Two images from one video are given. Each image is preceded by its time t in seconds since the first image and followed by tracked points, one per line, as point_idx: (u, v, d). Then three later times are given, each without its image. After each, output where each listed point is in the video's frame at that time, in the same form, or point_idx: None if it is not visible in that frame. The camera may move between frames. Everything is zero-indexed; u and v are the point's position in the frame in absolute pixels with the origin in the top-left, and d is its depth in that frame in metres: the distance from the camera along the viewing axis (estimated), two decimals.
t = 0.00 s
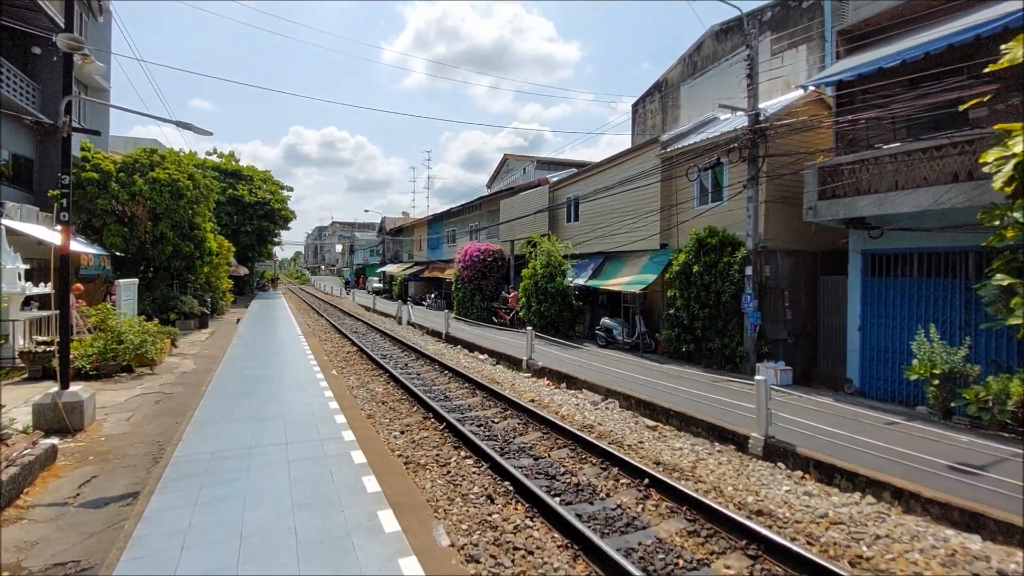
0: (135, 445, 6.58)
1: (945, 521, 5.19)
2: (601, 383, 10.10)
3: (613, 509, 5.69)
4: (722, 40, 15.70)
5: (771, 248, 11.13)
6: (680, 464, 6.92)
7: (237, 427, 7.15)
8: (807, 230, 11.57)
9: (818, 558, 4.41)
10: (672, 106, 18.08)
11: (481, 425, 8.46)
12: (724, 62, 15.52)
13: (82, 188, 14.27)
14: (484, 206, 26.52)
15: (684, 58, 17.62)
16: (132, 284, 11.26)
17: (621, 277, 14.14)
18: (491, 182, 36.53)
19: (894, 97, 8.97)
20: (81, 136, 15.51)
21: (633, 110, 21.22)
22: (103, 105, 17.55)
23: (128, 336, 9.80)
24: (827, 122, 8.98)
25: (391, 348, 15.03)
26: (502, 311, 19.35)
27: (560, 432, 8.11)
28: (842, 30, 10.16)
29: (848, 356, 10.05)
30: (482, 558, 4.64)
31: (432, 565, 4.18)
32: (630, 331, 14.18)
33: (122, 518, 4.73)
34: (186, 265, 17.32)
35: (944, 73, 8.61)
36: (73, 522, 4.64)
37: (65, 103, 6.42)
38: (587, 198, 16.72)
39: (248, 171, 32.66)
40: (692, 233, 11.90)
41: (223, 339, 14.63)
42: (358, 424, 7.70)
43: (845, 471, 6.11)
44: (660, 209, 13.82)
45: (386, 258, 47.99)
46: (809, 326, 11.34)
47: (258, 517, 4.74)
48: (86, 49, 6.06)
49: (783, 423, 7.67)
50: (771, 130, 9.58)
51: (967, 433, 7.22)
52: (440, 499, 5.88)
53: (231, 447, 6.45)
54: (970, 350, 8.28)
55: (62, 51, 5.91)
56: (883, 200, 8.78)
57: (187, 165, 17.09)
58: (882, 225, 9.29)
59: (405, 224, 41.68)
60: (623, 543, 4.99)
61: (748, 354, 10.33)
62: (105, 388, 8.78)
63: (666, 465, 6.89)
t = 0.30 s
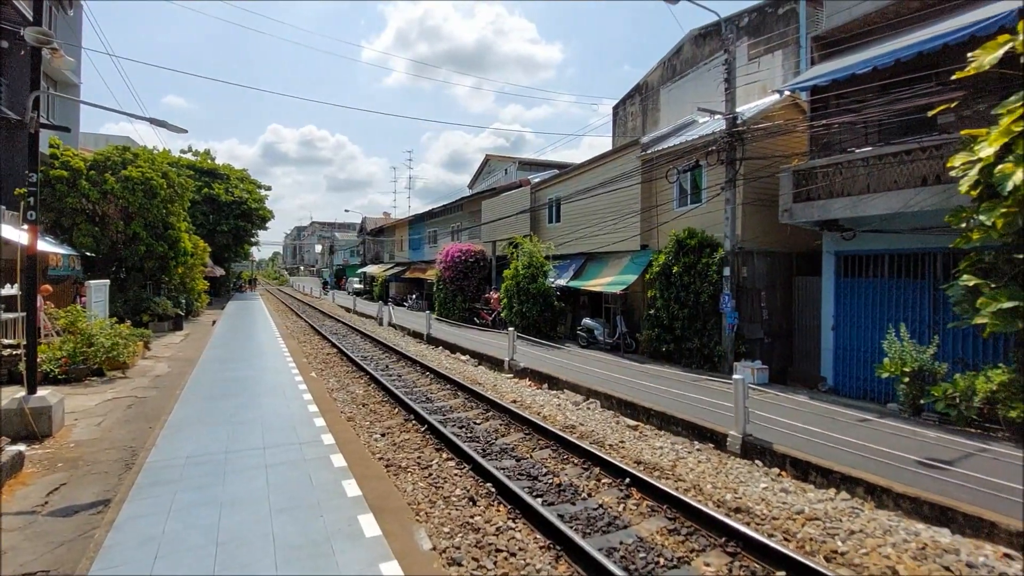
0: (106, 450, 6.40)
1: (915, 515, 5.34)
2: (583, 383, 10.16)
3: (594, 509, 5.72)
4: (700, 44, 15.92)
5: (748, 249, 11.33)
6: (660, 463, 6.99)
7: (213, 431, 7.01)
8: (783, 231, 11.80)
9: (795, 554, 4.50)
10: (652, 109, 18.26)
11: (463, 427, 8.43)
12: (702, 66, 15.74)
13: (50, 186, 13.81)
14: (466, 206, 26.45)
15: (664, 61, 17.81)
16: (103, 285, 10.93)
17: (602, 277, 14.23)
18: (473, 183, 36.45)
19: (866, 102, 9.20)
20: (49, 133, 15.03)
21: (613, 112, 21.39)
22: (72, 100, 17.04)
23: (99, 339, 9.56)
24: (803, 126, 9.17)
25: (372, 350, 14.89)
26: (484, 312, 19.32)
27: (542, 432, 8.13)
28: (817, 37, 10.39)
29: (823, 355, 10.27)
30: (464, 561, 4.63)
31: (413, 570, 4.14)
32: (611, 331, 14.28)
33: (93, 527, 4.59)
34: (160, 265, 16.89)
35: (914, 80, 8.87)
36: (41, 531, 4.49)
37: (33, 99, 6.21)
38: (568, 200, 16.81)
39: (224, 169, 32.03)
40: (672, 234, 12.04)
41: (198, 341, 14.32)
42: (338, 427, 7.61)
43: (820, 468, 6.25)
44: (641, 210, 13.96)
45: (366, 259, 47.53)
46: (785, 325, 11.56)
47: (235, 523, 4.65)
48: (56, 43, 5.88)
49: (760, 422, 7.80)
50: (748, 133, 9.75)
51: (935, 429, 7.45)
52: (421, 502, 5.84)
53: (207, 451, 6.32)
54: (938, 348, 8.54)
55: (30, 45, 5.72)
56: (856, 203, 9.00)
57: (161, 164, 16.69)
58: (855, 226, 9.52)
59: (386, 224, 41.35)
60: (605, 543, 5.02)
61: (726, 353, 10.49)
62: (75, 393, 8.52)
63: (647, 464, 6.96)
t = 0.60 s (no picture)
0: (76, 456, 6.21)
1: (888, 509, 5.49)
2: (565, 382, 10.20)
3: (577, 508, 5.75)
4: (680, 47, 16.12)
5: (727, 250, 11.50)
6: (642, 461, 7.06)
7: (189, 435, 6.86)
8: (760, 232, 12.01)
9: (772, 549, 4.59)
10: (633, 110, 18.42)
11: (445, 428, 8.40)
12: (682, 68, 15.92)
13: (17, 183, 13.34)
14: (448, 206, 26.34)
15: (644, 63, 17.98)
16: (74, 286, 10.60)
17: (584, 277, 14.30)
18: (455, 182, 36.30)
19: (840, 106, 9.41)
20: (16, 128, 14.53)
21: (594, 113, 21.51)
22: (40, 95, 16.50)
23: (68, 341, 9.26)
24: (779, 128, 9.34)
25: (353, 351, 14.73)
26: (466, 312, 19.25)
27: (525, 432, 8.14)
28: (793, 41, 10.61)
29: (799, 353, 10.48)
30: (447, 563, 4.61)
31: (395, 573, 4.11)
32: (593, 331, 14.36)
33: (63, 535, 4.46)
34: (133, 265, 16.45)
35: (885, 84, 9.11)
36: (7, 541, 4.34)
37: None
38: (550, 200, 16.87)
39: (200, 167, 31.32)
40: (652, 234, 12.16)
41: (173, 343, 13.99)
42: (318, 430, 7.50)
43: (796, 464, 6.38)
44: (622, 210, 14.07)
45: (347, 259, 47.00)
46: (763, 324, 11.77)
47: (212, 529, 4.55)
48: (24, 36, 5.68)
49: (739, 419, 7.93)
50: (727, 135, 9.90)
51: (907, 424, 7.65)
52: (403, 505, 5.79)
53: (183, 456, 6.18)
54: (908, 346, 8.79)
55: None
56: (829, 204, 9.20)
57: (134, 161, 16.25)
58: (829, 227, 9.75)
59: (367, 224, 40.95)
60: (588, 542, 5.05)
61: (706, 352, 10.63)
62: (44, 397, 8.25)
63: (628, 463, 7.02)
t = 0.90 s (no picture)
0: (37, 464, 5.97)
1: (856, 501, 5.67)
2: (543, 382, 10.23)
3: (555, 507, 5.77)
4: (655, 50, 16.33)
5: (701, 250, 11.70)
6: (619, 459, 7.13)
7: (158, 440, 6.65)
8: (733, 233, 12.26)
9: (746, 543, 4.69)
10: (610, 112, 18.59)
11: (423, 429, 8.34)
12: (657, 72, 16.13)
13: None
14: (425, 206, 26.16)
15: (620, 66, 18.16)
16: (34, 287, 10.18)
17: (562, 277, 14.38)
18: (432, 182, 36.08)
19: (809, 111, 9.67)
20: None
21: (572, 114, 21.63)
22: None
23: (28, 345, 8.89)
24: (751, 132, 9.56)
25: (328, 352, 14.49)
26: (444, 313, 19.14)
27: (503, 432, 8.14)
28: (764, 47, 10.87)
29: (770, 351, 10.74)
30: (426, 566, 4.58)
31: None
32: (571, 331, 14.45)
33: (23, 547, 4.28)
34: (97, 266, 15.88)
35: (852, 91, 9.40)
36: None
37: None
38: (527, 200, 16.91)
39: (168, 164, 30.42)
40: (629, 235, 12.29)
41: (141, 346, 13.56)
42: (292, 434, 7.36)
43: (768, 459, 6.53)
44: (599, 211, 14.19)
45: (322, 259, 46.25)
46: (735, 323, 12.01)
47: (181, 537, 4.42)
48: None
49: (713, 417, 8.08)
50: (701, 138, 10.08)
51: (873, 419, 7.91)
52: (381, 508, 5.73)
53: (151, 462, 5.99)
54: (873, 343, 9.09)
55: None
56: (799, 206, 9.45)
57: (99, 158, 15.70)
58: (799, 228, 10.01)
59: (343, 224, 40.38)
60: (566, 541, 5.07)
61: (681, 351, 10.79)
62: (2, 403, 7.90)
63: (606, 461, 7.09)
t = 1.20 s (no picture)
0: None
1: (815, 496, 5.88)
2: (514, 385, 10.24)
3: (527, 510, 5.78)
4: (623, 57, 16.61)
5: (667, 253, 11.95)
6: (590, 461, 7.20)
7: (112, 452, 6.35)
8: (698, 237, 12.57)
9: (712, 540, 4.81)
10: (579, 117, 18.80)
11: (392, 435, 8.23)
12: (625, 78, 16.41)
13: None
14: (394, 208, 25.87)
15: (589, 72, 18.38)
16: None
17: (532, 280, 14.45)
18: (401, 184, 35.69)
19: (769, 120, 10.02)
20: None
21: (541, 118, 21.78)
22: None
23: None
24: (715, 139, 9.84)
25: (294, 358, 14.15)
26: (414, 316, 18.97)
27: (474, 436, 8.11)
28: (727, 57, 11.21)
29: (733, 351, 11.05)
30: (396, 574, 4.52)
31: None
32: (541, 334, 14.53)
33: None
34: (47, 269, 15.09)
35: (808, 101, 9.78)
36: None
37: None
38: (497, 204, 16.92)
39: (124, 163, 29.16)
40: (598, 238, 12.45)
41: (94, 353, 12.95)
42: (256, 443, 7.15)
43: (733, 457, 6.71)
44: (569, 215, 14.32)
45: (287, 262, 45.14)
46: (701, 324, 12.31)
47: (137, 554, 4.21)
48: None
49: (681, 417, 8.25)
50: (667, 144, 10.31)
51: (830, 416, 8.23)
52: (349, 517, 5.63)
53: (104, 475, 5.71)
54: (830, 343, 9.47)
55: None
56: (760, 211, 9.76)
57: (48, 155, 14.93)
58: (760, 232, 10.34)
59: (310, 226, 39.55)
60: (537, 544, 5.09)
61: (649, 352, 10.98)
62: None
63: (577, 463, 7.15)
